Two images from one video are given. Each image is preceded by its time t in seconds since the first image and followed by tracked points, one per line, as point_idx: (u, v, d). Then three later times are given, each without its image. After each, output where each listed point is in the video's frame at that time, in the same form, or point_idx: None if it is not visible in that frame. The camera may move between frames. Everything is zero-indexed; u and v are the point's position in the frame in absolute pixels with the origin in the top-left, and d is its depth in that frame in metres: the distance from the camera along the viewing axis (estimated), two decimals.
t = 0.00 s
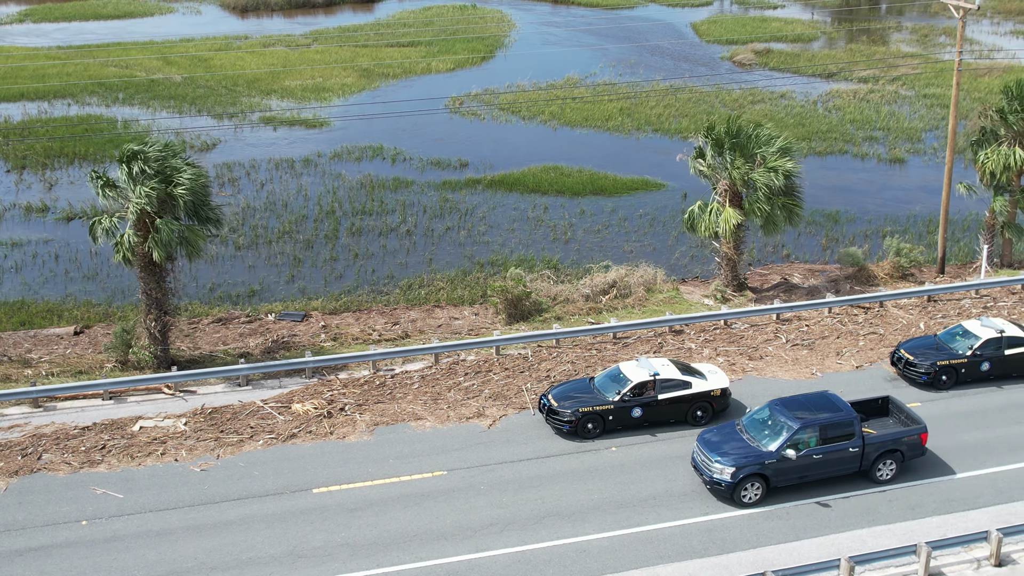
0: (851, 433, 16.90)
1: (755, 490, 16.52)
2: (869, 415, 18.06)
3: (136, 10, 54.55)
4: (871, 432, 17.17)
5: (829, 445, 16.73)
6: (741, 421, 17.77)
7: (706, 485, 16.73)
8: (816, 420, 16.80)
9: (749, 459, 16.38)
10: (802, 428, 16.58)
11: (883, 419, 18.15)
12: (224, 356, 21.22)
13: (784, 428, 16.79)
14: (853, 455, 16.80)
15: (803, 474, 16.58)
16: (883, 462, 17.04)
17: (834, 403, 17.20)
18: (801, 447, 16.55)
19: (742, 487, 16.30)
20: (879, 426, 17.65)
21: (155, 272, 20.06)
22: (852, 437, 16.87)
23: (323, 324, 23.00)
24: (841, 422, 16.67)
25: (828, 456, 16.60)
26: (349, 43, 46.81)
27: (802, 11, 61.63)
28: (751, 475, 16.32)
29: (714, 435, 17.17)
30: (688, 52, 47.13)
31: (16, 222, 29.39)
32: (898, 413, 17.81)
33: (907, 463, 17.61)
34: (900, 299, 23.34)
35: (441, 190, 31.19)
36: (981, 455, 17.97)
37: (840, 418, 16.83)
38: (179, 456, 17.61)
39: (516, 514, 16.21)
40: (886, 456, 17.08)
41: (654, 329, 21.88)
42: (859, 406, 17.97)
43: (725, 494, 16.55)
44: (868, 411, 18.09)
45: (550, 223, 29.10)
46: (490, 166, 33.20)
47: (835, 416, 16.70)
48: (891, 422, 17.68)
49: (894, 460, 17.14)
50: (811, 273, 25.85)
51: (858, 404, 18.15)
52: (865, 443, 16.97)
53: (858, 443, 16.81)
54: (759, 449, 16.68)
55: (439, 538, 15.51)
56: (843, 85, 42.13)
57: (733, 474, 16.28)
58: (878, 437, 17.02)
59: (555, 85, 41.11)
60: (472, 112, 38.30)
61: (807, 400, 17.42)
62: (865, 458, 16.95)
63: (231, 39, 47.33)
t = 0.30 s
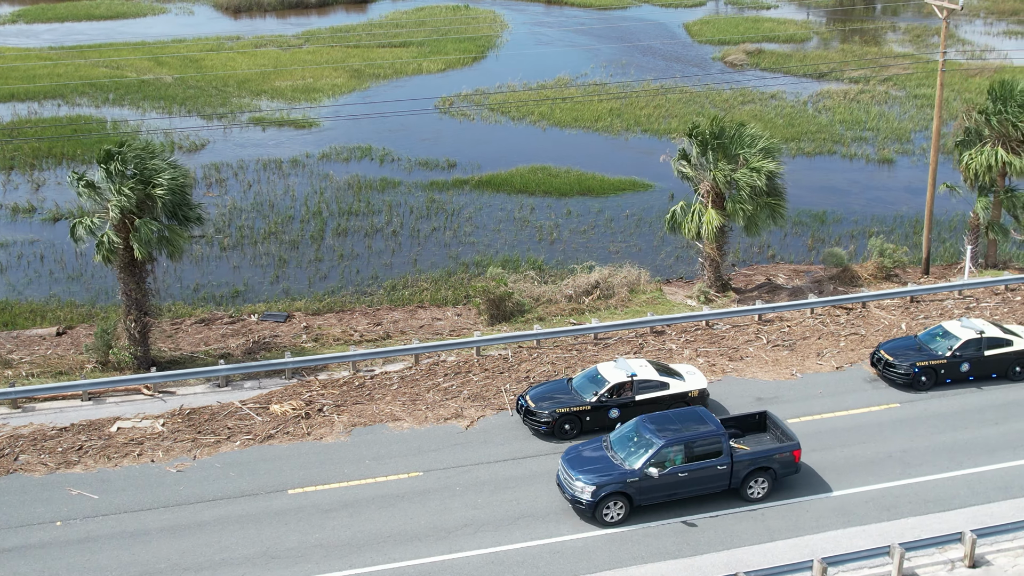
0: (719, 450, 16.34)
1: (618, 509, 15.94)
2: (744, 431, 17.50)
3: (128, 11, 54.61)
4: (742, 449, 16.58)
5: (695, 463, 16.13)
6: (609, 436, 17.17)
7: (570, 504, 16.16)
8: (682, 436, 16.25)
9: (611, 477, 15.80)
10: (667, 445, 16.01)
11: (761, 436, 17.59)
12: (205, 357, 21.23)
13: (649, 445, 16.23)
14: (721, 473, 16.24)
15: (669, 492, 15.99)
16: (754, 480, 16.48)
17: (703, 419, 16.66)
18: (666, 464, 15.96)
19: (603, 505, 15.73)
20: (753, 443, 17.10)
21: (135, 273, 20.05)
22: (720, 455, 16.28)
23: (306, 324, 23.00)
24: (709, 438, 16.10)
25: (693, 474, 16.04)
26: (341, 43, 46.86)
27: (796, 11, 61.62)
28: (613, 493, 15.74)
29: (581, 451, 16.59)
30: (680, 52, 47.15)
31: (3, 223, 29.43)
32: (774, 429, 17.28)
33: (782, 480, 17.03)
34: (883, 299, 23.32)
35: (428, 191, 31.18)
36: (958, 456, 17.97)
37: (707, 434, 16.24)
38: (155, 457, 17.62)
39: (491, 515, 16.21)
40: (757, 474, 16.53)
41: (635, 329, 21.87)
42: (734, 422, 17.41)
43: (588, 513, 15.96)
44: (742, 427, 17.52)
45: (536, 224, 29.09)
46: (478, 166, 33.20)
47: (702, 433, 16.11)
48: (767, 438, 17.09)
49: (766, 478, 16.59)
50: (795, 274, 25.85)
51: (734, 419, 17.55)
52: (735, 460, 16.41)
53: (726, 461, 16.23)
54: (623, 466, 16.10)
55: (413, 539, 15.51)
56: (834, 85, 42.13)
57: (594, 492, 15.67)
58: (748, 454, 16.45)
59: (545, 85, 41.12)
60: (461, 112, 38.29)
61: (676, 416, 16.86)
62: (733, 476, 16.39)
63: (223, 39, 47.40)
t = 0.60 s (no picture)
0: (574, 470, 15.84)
1: (469, 530, 15.39)
2: (610, 451, 17.02)
3: (120, 12, 54.61)
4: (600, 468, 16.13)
5: (548, 483, 15.64)
6: (465, 456, 16.64)
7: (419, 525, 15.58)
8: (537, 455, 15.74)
9: (459, 498, 15.28)
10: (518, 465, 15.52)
11: (626, 454, 17.09)
12: (184, 359, 21.26)
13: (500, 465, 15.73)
14: (578, 493, 15.72)
15: (523, 513, 15.48)
16: (613, 500, 15.94)
17: (561, 438, 16.19)
18: (519, 485, 15.45)
19: (451, 526, 15.17)
20: (616, 461, 16.61)
21: (113, 275, 20.06)
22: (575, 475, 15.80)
23: (286, 326, 23.00)
24: (563, 458, 15.63)
25: (546, 494, 15.51)
26: (332, 45, 46.90)
27: (789, 12, 61.61)
28: (462, 514, 15.22)
29: (432, 470, 16.01)
30: (671, 53, 47.13)
31: None
32: (639, 448, 16.81)
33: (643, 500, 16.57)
34: (864, 301, 23.30)
35: (414, 192, 31.18)
36: (933, 458, 17.98)
37: (561, 454, 15.77)
38: (130, 459, 17.63)
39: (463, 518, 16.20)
40: (616, 493, 15.99)
41: (614, 332, 21.86)
42: (598, 441, 16.93)
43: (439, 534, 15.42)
44: (608, 446, 17.06)
45: (521, 226, 29.07)
46: (465, 168, 33.20)
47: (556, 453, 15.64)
48: (629, 457, 16.67)
49: (625, 498, 16.05)
50: (778, 275, 25.85)
51: (599, 437, 17.10)
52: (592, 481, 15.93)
53: (581, 481, 15.74)
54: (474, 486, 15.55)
55: (384, 542, 15.52)
56: (824, 86, 42.11)
57: (442, 513, 15.16)
58: (607, 473, 15.97)
59: (535, 87, 41.14)
60: (450, 113, 38.28)
61: (532, 436, 16.38)
62: (591, 496, 15.86)
63: (213, 40, 47.44)
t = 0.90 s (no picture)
0: (418, 490, 15.17)
1: (308, 553, 14.72)
2: (464, 469, 16.33)
3: (112, 13, 54.57)
4: (449, 489, 15.42)
5: (389, 504, 14.93)
6: (310, 475, 15.90)
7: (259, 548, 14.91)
8: (378, 476, 15.02)
9: (296, 519, 14.62)
10: (358, 486, 14.84)
11: (482, 474, 16.39)
12: (163, 361, 21.27)
13: (339, 486, 15.04)
14: (421, 514, 15.04)
15: (364, 535, 14.78)
16: (460, 521, 15.26)
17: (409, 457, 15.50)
18: (358, 506, 14.75)
19: (287, 548, 14.50)
20: (469, 481, 15.93)
21: (90, 277, 20.10)
22: (418, 496, 15.08)
23: (267, 328, 23.00)
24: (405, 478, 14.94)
25: (387, 515, 14.84)
26: (322, 46, 46.89)
27: (783, 13, 61.60)
28: (300, 535, 14.55)
29: (275, 491, 15.32)
30: (661, 54, 47.10)
31: None
32: (492, 467, 16.12)
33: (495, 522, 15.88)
34: (845, 303, 23.30)
35: (400, 194, 31.17)
36: (908, 460, 17.98)
37: (403, 474, 15.07)
38: (104, 461, 17.62)
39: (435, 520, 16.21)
40: (463, 514, 15.31)
41: (593, 333, 21.86)
42: (451, 459, 16.23)
43: (275, 556, 14.74)
44: (463, 465, 16.37)
45: (506, 227, 29.06)
46: (452, 169, 33.21)
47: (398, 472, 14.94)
48: (484, 477, 15.98)
49: (474, 519, 15.38)
50: (761, 277, 25.84)
51: (454, 456, 16.41)
52: (437, 501, 15.22)
53: (425, 502, 15.04)
54: (312, 507, 14.85)
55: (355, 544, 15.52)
56: (814, 87, 42.10)
57: (278, 534, 14.48)
58: (453, 494, 15.26)
59: (524, 88, 41.13)
60: (438, 115, 38.25)
61: (377, 455, 15.69)
62: (436, 517, 15.18)
63: (204, 41, 47.42)
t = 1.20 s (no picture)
0: (250, 510, 14.35)
1: (135, 575, 13.90)
2: (310, 488, 15.51)
3: (104, 13, 54.61)
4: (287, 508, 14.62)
5: (219, 525, 14.13)
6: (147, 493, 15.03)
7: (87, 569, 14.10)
8: (209, 495, 14.19)
9: (125, 539, 13.79)
10: (187, 505, 14.03)
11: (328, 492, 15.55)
12: (141, 362, 21.29)
13: (169, 505, 14.20)
14: (254, 535, 14.27)
15: (192, 558, 13.99)
16: (296, 541, 14.49)
17: (243, 475, 14.73)
18: (184, 528, 13.94)
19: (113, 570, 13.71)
20: (311, 500, 15.10)
21: (67, 278, 20.13)
22: (250, 517, 14.28)
23: (247, 328, 23.02)
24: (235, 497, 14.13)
25: (218, 536, 14.06)
26: (313, 46, 46.94)
27: (776, 13, 61.63)
28: (126, 557, 13.75)
29: (107, 509, 14.48)
30: (652, 54, 47.10)
31: None
32: (337, 485, 15.29)
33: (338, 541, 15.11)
34: (825, 303, 23.31)
35: (386, 194, 31.20)
36: (883, 461, 17.98)
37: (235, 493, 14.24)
38: (78, 462, 17.59)
39: (406, 520, 16.23)
40: (299, 535, 14.53)
41: (572, 334, 21.87)
42: (294, 477, 15.41)
43: None
44: (309, 483, 15.55)
45: (490, 227, 29.08)
46: (438, 169, 33.24)
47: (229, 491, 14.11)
48: (327, 495, 15.16)
49: (311, 540, 14.59)
50: (744, 277, 25.86)
51: (298, 473, 15.57)
52: (272, 522, 14.41)
53: (257, 522, 14.24)
54: (139, 528, 14.01)
55: (326, 545, 15.55)
56: (803, 87, 42.11)
57: (103, 556, 13.69)
58: (290, 513, 14.45)
59: (514, 88, 41.13)
60: (427, 115, 38.26)
61: (212, 472, 14.82)
62: (270, 538, 14.41)
63: (195, 41, 47.46)
